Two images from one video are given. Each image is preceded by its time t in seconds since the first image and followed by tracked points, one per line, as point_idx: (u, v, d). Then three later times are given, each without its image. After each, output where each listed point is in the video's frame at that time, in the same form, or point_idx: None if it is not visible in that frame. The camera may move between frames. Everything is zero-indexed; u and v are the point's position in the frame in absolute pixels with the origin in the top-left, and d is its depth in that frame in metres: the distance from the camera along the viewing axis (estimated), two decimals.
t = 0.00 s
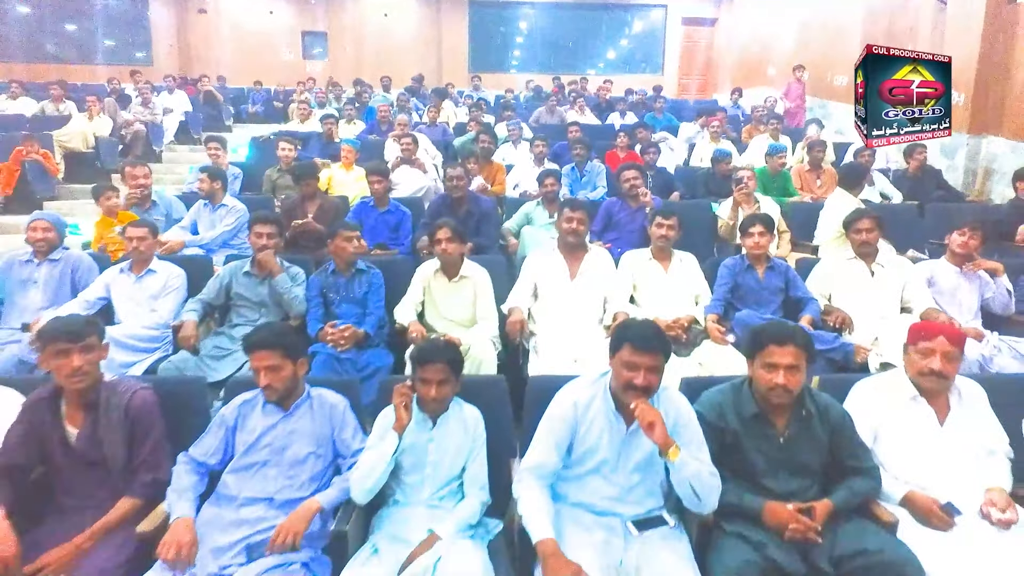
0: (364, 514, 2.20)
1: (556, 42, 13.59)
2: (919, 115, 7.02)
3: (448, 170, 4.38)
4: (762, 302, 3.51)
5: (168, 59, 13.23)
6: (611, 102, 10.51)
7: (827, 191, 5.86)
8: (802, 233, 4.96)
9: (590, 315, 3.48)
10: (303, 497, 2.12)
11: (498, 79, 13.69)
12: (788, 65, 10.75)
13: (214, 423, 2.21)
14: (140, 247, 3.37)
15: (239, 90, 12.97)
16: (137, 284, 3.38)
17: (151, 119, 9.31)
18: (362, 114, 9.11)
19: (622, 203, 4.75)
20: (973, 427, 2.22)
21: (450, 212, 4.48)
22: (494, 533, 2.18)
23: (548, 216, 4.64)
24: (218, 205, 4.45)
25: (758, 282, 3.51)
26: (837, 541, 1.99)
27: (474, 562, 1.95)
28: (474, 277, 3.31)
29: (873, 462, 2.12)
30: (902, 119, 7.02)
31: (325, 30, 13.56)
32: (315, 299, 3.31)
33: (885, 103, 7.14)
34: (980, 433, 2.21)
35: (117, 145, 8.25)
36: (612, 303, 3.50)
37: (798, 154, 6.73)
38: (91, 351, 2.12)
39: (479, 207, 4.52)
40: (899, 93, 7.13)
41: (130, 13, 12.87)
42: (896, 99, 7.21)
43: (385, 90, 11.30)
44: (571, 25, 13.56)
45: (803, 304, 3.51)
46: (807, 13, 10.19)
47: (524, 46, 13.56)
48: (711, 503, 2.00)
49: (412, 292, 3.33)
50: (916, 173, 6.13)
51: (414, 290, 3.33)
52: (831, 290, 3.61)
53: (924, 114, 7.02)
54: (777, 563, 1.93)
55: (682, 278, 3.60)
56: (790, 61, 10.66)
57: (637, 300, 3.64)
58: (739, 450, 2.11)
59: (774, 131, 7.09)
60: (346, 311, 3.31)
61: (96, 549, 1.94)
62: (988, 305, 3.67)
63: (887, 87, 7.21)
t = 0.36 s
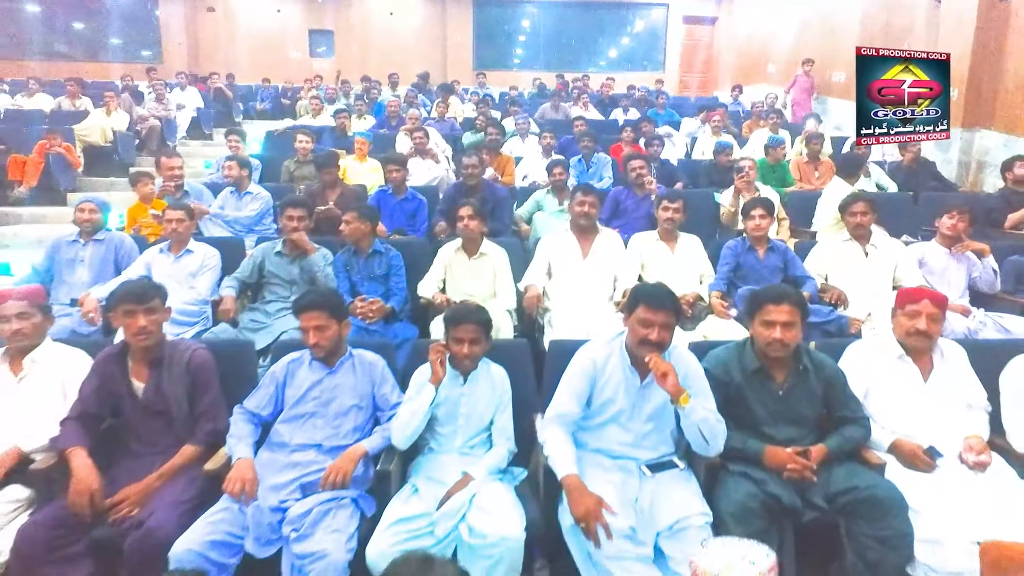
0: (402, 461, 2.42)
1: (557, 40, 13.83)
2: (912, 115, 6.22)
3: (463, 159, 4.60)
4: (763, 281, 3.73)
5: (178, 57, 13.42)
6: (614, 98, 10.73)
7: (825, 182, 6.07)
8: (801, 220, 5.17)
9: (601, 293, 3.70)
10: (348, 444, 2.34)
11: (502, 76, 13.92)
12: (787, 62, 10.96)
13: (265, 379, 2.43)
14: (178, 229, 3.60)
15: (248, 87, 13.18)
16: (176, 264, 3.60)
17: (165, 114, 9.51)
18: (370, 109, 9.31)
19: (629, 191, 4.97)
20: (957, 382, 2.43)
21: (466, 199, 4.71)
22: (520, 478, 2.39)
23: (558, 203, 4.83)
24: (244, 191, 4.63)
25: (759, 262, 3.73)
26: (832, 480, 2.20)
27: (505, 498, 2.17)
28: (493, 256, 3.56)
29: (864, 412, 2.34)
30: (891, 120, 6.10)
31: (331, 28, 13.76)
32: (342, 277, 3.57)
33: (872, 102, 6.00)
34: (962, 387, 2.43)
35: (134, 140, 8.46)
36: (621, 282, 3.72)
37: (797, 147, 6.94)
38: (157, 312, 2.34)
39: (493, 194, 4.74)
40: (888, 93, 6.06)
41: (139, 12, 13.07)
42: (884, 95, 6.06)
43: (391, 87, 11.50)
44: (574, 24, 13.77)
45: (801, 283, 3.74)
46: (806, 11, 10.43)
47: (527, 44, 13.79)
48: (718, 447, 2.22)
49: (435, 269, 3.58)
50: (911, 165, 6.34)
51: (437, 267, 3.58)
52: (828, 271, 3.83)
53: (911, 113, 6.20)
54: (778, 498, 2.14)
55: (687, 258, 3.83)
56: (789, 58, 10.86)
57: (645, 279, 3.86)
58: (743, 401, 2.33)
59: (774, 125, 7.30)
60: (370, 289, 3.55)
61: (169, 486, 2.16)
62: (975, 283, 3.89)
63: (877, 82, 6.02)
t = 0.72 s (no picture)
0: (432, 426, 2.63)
1: (559, 40, 14.04)
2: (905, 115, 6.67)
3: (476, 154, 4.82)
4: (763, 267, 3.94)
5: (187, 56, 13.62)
6: (618, 96, 10.94)
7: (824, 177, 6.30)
8: (800, 212, 5.38)
9: (609, 279, 3.91)
10: (384, 410, 2.55)
11: (506, 76, 14.12)
12: (785, 61, 11.17)
13: (305, 351, 2.65)
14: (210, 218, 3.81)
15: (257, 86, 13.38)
16: (209, 251, 3.82)
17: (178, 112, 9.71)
18: (378, 107, 9.50)
19: (635, 184, 5.17)
20: (942, 355, 2.65)
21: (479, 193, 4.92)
22: (541, 443, 2.60)
23: (567, 195, 5.03)
24: (267, 184, 4.82)
25: (760, 249, 3.94)
26: (826, 441, 2.41)
27: (528, 455, 2.38)
28: (508, 244, 3.77)
29: (856, 381, 2.56)
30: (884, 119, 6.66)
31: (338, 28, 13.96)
32: (366, 263, 3.78)
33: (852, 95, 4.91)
34: (948, 360, 2.65)
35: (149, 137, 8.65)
36: (629, 268, 3.93)
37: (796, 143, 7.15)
38: (210, 289, 2.54)
39: (505, 187, 4.96)
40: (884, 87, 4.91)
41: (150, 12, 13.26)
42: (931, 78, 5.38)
43: (398, 86, 11.70)
44: (576, 24, 13.95)
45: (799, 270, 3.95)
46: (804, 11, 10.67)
47: (529, 43, 14.02)
48: (722, 411, 2.44)
49: (452, 256, 3.78)
50: (907, 160, 6.53)
51: (454, 255, 3.79)
52: (824, 259, 4.04)
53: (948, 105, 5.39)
54: (777, 456, 2.36)
55: (691, 246, 4.04)
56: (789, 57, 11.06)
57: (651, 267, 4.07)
58: (746, 371, 2.55)
59: (773, 123, 7.51)
60: (391, 275, 3.76)
61: (222, 446, 2.38)
62: (965, 270, 4.10)
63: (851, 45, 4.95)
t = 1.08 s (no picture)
0: (457, 399, 2.85)
1: (562, 40, 14.22)
2: (894, 116, 7.41)
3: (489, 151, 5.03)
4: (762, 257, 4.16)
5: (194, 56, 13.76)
6: (620, 96, 11.15)
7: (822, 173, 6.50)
8: (798, 208, 5.60)
9: (617, 268, 4.13)
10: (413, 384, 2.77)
11: (509, 75, 14.27)
12: (785, 61, 11.38)
13: (340, 330, 2.86)
14: (239, 211, 4.00)
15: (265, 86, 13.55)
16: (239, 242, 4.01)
17: (189, 111, 9.88)
18: (386, 106, 9.70)
19: (639, 180, 5.39)
20: (928, 334, 2.86)
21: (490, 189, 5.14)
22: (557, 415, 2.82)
23: (574, 190, 5.24)
24: (289, 179, 5.02)
25: (759, 240, 4.16)
26: (820, 410, 2.63)
27: (547, 424, 2.60)
28: (522, 235, 4.00)
29: (847, 358, 2.77)
30: (873, 120, 7.42)
31: (344, 28, 14.08)
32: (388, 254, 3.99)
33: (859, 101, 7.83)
34: (933, 338, 2.86)
35: (164, 135, 8.85)
36: (636, 258, 4.15)
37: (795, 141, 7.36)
38: (254, 271, 2.76)
39: (516, 182, 5.18)
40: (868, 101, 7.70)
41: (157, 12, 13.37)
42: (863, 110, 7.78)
43: (404, 86, 11.89)
44: (579, 24, 14.15)
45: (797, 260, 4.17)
46: (802, 11, 10.91)
47: (532, 43, 14.17)
48: (725, 383, 2.66)
49: (469, 246, 4.01)
50: (902, 157, 6.74)
51: (471, 245, 4.01)
52: (820, 250, 4.26)
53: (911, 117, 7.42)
54: (774, 423, 2.58)
55: (695, 238, 4.26)
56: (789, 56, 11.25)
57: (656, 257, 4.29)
58: (746, 347, 2.77)
59: (772, 122, 7.72)
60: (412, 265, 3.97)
61: (266, 415, 2.60)
62: (954, 261, 4.33)
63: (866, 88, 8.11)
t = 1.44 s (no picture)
0: (478, 376, 3.06)
1: (564, 40, 14.42)
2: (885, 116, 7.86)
3: (499, 147, 5.23)
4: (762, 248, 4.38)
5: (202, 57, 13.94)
6: (622, 95, 11.34)
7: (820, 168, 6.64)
8: (797, 203, 5.81)
9: (624, 258, 4.34)
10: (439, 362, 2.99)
11: (511, 75, 14.48)
12: (784, 60, 11.57)
13: (370, 313, 3.08)
14: (265, 205, 4.21)
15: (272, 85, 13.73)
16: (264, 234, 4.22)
17: (200, 111, 10.07)
18: (394, 105, 9.88)
19: (644, 176, 5.61)
20: (917, 316, 3.08)
21: (501, 184, 5.36)
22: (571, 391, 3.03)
23: (581, 185, 5.45)
24: (308, 175, 5.25)
25: (759, 233, 4.37)
26: (816, 384, 2.85)
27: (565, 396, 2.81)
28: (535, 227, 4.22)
29: (842, 337, 3.00)
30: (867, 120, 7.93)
31: (349, 28, 14.25)
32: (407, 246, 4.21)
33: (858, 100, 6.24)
34: (921, 321, 3.08)
35: (177, 134, 9.04)
36: (642, 249, 4.36)
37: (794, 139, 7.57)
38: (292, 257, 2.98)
39: (525, 178, 5.39)
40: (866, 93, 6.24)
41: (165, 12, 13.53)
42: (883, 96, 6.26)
43: (409, 86, 12.07)
44: (581, 25, 14.36)
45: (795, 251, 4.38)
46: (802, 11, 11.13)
47: (534, 43, 14.37)
48: (727, 361, 2.87)
49: (485, 237, 4.22)
50: (898, 155, 6.95)
51: (486, 236, 4.22)
52: (817, 242, 4.48)
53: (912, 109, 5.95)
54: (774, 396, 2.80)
55: (698, 231, 4.48)
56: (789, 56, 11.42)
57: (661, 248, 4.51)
58: (747, 328, 2.98)
59: (772, 121, 7.93)
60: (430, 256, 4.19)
61: (304, 389, 2.82)
62: (944, 252, 4.54)
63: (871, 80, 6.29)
